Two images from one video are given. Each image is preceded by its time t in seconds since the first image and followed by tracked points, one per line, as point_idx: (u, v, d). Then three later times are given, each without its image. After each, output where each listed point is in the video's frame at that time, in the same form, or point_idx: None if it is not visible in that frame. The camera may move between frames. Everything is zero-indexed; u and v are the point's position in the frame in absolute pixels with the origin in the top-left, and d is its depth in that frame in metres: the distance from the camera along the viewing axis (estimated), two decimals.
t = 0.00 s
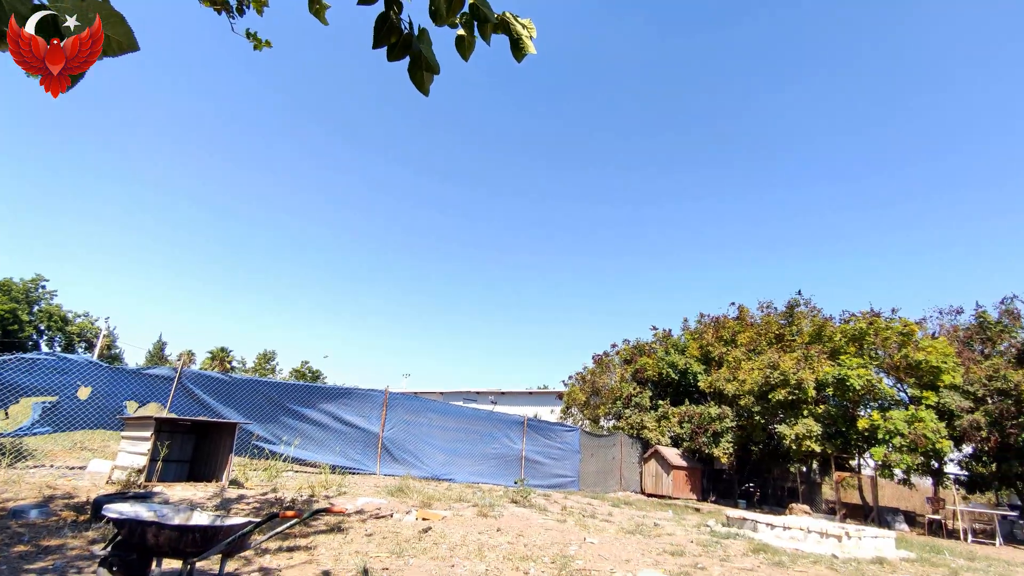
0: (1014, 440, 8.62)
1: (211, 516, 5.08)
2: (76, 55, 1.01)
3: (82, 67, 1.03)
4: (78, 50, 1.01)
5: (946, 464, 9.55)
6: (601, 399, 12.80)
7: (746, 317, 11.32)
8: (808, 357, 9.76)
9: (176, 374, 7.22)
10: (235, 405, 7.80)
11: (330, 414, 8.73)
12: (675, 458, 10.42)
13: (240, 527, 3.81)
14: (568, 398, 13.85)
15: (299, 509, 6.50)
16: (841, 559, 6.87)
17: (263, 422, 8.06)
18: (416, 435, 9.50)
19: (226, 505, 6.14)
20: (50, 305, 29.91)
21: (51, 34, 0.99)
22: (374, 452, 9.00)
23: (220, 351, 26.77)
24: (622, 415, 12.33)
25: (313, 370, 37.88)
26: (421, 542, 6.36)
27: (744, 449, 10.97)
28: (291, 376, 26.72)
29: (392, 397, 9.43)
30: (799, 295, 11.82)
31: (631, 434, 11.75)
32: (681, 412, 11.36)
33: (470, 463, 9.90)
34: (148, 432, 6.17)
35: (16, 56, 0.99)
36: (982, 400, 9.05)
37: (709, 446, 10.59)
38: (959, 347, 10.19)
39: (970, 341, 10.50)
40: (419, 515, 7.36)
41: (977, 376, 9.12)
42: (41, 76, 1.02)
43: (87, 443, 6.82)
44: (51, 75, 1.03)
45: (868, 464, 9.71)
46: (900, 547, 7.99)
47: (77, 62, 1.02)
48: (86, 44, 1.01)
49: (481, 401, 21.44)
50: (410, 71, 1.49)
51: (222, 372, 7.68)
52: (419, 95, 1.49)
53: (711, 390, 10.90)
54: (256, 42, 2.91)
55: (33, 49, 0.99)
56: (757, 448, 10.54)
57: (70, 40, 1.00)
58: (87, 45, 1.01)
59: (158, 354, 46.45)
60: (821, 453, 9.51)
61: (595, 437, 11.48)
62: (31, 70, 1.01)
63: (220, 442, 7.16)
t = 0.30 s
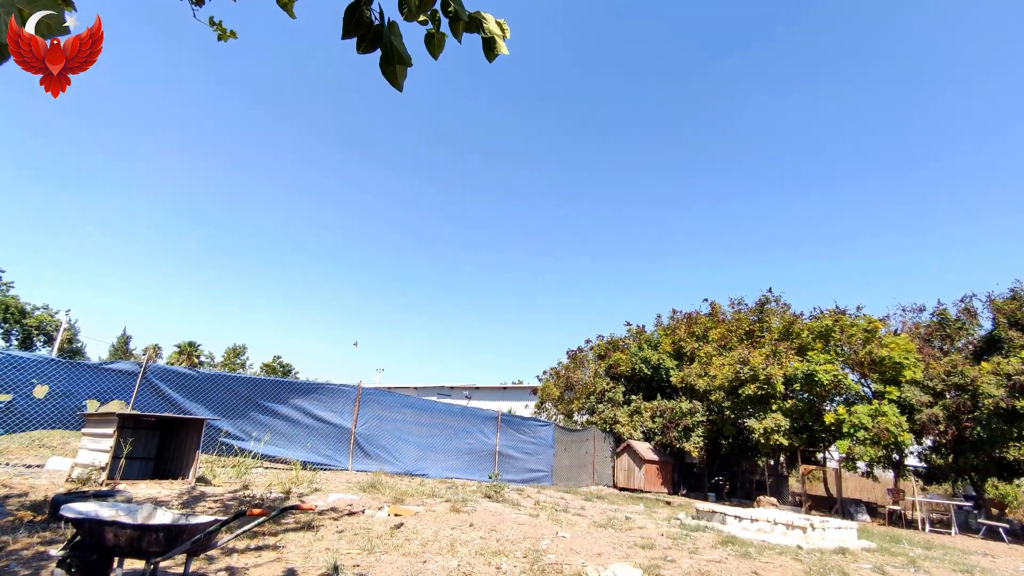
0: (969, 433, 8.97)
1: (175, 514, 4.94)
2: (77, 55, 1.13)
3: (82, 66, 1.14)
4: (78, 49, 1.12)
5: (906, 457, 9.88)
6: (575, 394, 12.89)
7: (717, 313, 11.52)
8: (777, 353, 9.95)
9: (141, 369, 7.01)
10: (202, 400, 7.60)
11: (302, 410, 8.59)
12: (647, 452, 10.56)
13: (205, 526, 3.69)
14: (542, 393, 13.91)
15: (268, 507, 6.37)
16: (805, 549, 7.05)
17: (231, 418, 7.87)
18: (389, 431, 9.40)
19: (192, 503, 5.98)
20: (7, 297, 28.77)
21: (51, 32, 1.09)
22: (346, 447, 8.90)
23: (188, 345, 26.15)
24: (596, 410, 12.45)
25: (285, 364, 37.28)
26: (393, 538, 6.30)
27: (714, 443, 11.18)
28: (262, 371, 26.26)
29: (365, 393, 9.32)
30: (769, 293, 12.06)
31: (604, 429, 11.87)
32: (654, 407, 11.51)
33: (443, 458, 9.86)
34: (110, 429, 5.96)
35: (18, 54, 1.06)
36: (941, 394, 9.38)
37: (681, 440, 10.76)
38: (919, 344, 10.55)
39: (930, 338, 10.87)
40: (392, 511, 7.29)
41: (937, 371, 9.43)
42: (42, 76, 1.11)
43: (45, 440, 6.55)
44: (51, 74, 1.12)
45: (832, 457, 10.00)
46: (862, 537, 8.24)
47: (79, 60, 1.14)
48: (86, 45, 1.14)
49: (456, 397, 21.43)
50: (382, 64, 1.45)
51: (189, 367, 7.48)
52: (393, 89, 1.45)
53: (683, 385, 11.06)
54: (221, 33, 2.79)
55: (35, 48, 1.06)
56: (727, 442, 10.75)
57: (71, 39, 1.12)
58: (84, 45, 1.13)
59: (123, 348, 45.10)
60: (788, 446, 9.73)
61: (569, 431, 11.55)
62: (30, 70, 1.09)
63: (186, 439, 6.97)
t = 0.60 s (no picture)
0: (929, 429, 9.26)
1: (138, 515, 4.80)
2: (76, 55, 1.89)
3: (80, 63, 1.91)
4: (72, 51, 1.89)
5: (870, 453, 10.17)
6: (550, 391, 12.95)
7: (690, 312, 11.69)
8: (747, 351, 10.11)
9: (103, 365, 6.77)
10: (168, 397, 7.41)
11: (272, 407, 8.43)
12: (620, 449, 10.66)
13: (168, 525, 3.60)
14: (516, 391, 13.93)
15: (236, 506, 6.24)
16: (772, 544, 7.19)
17: (198, 415, 7.68)
18: (361, 428, 9.30)
19: (156, 503, 5.83)
20: None
21: (54, 41, 1.87)
22: (317, 445, 8.77)
23: (154, 340, 25.44)
24: (570, 407, 12.53)
25: (257, 360, 36.55)
26: (364, 537, 6.24)
27: (685, 440, 11.35)
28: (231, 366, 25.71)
29: (337, 389, 9.20)
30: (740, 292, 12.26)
31: (578, 425, 11.96)
32: (627, 404, 11.62)
33: (417, 455, 9.81)
34: (70, 427, 5.76)
35: (21, 56, 1.86)
36: (903, 392, 9.68)
37: (653, 436, 10.90)
38: (883, 344, 10.88)
39: (893, 338, 11.20)
40: (363, 509, 7.22)
41: (899, 370, 9.74)
42: (45, 74, 1.89)
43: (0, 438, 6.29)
44: (51, 73, 1.89)
45: (799, 453, 10.23)
46: (826, 531, 8.46)
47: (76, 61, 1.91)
48: (85, 45, 1.90)
49: (429, 393, 21.35)
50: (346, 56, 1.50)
51: (155, 363, 7.27)
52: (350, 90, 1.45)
53: (656, 382, 11.19)
54: (181, 26, 2.73)
55: (34, 49, 1.86)
56: (698, 438, 10.93)
57: (70, 43, 1.89)
58: (77, 48, 1.90)
59: (85, 343, 43.60)
60: (758, 443, 9.91)
61: (542, 428, 11.60)
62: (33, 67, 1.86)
63: (151, 436, 6.78)
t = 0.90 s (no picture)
0: (889, 428, 9.53)
1: (91, 515, 4.62)
2: (77, 55, 1.91)
3: (80, 63, 1.93)
4: (77, 52, 1.91)
5: (832, 451, 10.44)
6: (522, 389, 12.96)
7: (662, 312, 11.84)
8: (717, 351, 10.26)
9: (59, 360, 6.51)
10: (129, 395, 7.17)
11: (238, 404, 8.22)
12: (591, 446, 10.73)
13: (124, 525, 3.47)
14: (489, 388, 13.92)
15: (197, 506, 6.07)
16: (738, 540, 7.32)
17: (160, 412, 7.44)
18: (331, 426, 9.15)
19: (113, 503, 5.63)
20: None
21: (54, 41, 1.88)
22: (285, 442, 8.60)
23: (117, 335, 24.71)
24: (542, 405, 12.56)
25: (225, 355, 35.75)
26: (331, 536, 6.13)
27: (655, 438, 11.49)
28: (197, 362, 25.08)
29: (307, 386, 9.04)
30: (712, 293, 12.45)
31: (550, 423, 11.99)
32: (598, 402, 11.70)
33: (387, 453, 9.70)
34: (21, 424, 5.52)
35: (21, 56, 1.86)
36: (865, 392, 9.95)
37: (624, 434, 11.00)
38: (847, 344, 11.19)
39: (856, 339, 11.52)
40: (331, 508, 7.09)
41: (862, 370, 10.00)
42: (44, 74, 1.89)
43: None
44: (51, 73, 1.91)
45: (766, 452, 10.44)
46: (790, 527, 8.66)
47: (78, 61, 1.92)
48: (86, 45, 1.92)
49: (402, 391, 21.18)
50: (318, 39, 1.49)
51: (115, 359, 7.03)
52: (324, 72, 1.42)
53: (627, 381, 11.30)
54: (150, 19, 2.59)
55: (35, 50, 1.87)
56: (667, 436, 11.07)
57: (70, 42, 1.90)
58: (85, 47, 1.92)
59: (42, 337, 42.00)
60: (725, 441, 10.07)
61: (514, 426, 11.60)
62: (32, 67, 1.88)
63: (111, 434, 6.56)
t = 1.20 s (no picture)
0: (851, 428, 9.81)
1: (40, 519, 4.43)
2: (77, 54, 1.83)
3: (80, 63, 1.84)
4: (76, 51, 1.83)
5: (797, 451, 10.70)
6: (495, 389, 12.96)
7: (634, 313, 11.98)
8: (687, 352, 10.40)
9: (11, 359, 6.23)
10: (86, 393, 6.92)
11: (203, 403, 8.01)
12: (563, 446, 10.77)
13: (78, 529, 3.32)
14: (462, 388, 13.88)
15: (157, 508, 5.89)
16: (704, 539, 7.43)
17: (120, 412, 7.20)
18: (299, 426, 8.99)
19: (67, 506, 5.42)
20: None
21: (54, 40, 1.80)
22: (251, 442, 8.41)
23: (75, 332, 23.85)
24: (514, 405, 12.58)
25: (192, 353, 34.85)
26: (296, 538, 6.02)
27: (626, 437, 11.60)
28: (161, 360, 24.40)
29: (274, 385, 8.86)
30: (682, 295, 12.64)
31: (522, 423, 12.01)
32: (570, 402, 11.77)
33: (356, 453, 9.58)
34: None
35: (21, 56, 1.78)
36: (828, 392, 10.21)
37: (595, 434, 11.07)
38: (812, 346, 11.48)
39: (821, 340, 11.83)
40: (297, 509, 6.96)
41: (825, 372, 10.25)
42: (44, 74, 1.81)
43: None
44: (51, 73, 1.83)
45: (733, 451, 10.64)
46: (755, 525, 8.82)
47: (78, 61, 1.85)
48: (86, 45, 1.84)
49: (374, 391, 20.93)
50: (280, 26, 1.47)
51: (72, 357, 6.76)
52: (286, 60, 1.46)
53: (599, 381, 11.39)
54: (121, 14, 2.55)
55: (35, 49, 1.79)
56: (638, 436, 11.19)
57: (70, 42, 1.83)
58: (84, 47, 1.83)
59: None
60: (694, 440, 10.23)
61: (486, 426, 11.59)
62: (33, 66, 1.80)
63: (66, 434, 6.31)
